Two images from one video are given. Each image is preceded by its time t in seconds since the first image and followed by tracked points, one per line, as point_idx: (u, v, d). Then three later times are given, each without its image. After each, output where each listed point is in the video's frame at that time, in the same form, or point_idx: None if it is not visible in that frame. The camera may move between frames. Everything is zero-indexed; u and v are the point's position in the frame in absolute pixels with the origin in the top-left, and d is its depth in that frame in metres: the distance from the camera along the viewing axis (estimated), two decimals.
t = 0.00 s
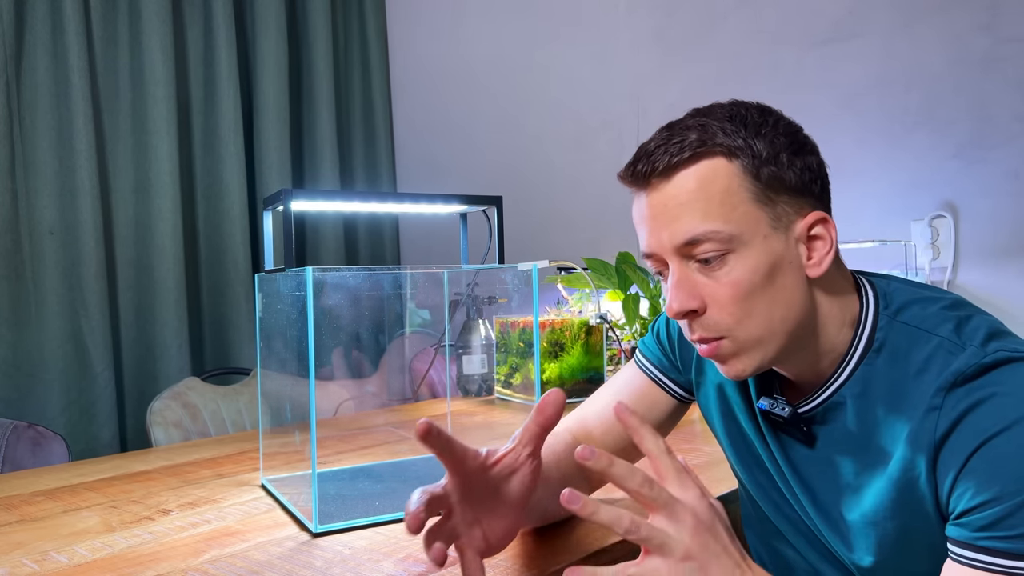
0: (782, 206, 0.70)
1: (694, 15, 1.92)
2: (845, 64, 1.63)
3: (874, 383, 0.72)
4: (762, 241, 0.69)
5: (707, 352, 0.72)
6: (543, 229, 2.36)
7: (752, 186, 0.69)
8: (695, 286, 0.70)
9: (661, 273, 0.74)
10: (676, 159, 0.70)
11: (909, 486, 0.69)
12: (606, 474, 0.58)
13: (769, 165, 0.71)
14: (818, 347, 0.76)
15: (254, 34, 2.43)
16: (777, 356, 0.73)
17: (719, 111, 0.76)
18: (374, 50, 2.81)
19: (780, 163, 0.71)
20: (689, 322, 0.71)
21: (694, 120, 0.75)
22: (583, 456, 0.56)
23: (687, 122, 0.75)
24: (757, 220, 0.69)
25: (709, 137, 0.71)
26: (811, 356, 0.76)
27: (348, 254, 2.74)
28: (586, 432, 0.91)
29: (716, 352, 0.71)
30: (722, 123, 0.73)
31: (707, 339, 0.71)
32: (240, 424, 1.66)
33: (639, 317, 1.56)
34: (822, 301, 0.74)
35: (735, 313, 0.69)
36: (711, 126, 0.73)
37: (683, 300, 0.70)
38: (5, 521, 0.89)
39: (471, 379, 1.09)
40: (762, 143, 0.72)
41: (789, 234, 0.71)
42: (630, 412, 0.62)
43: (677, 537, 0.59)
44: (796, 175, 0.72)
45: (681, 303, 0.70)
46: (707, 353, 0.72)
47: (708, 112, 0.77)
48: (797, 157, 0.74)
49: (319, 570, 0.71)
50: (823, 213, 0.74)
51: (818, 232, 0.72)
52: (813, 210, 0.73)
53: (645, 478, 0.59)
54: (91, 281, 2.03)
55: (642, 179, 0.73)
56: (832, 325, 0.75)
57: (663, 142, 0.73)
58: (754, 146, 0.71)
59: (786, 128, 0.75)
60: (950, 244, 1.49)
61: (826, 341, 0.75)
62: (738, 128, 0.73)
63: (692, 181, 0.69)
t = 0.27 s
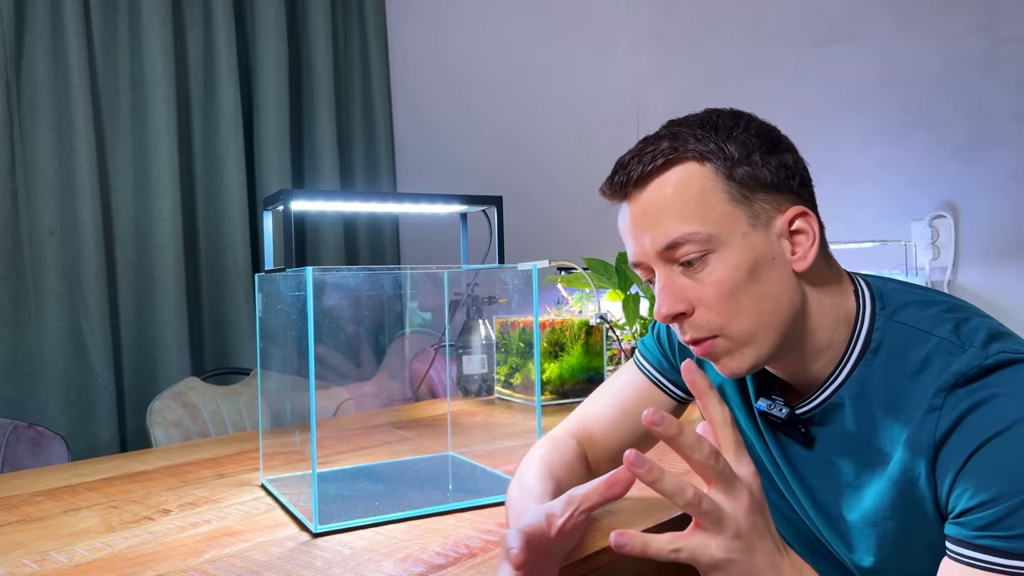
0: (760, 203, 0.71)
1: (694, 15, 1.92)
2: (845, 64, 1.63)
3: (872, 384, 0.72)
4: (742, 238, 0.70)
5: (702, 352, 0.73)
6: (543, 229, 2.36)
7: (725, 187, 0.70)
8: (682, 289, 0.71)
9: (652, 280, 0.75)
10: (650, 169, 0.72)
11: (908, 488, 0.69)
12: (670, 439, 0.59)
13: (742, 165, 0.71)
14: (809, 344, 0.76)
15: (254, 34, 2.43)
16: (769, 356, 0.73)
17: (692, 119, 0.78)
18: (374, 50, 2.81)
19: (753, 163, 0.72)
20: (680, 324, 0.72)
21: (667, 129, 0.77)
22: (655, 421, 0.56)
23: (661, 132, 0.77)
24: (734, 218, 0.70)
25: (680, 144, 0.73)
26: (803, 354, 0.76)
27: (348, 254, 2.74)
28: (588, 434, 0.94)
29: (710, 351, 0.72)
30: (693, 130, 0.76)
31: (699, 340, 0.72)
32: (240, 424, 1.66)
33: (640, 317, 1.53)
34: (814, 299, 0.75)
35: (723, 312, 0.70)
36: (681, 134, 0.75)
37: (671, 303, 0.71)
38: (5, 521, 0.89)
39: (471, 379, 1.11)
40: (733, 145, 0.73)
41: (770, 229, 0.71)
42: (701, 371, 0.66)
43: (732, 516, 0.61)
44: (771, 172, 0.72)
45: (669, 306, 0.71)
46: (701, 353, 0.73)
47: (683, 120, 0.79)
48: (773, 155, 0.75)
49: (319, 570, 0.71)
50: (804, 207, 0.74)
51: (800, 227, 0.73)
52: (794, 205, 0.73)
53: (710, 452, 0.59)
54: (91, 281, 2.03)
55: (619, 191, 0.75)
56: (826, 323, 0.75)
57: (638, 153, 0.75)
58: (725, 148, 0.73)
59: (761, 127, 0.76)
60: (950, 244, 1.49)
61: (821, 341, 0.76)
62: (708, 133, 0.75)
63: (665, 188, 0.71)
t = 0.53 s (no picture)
0: (755, 209, 0.71)
1: (694, 15, 1.92)
2: (845, 64, 1.63)
3: (875, 382, 0.72)
4: (733, 244, 0.70)
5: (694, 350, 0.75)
6: (543, 230, 2.36)
7: (719, 192, 0.70)
8: (673, 290, 0.72)
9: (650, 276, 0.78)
10: (645, 172, 0.73)
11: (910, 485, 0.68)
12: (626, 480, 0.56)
13: (740, 171, 0.71)
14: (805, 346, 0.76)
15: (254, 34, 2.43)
16: (762, 355, 0.75)
17: (696, 116, 0.77)
18: (375, 50, 2.81)
19: (752, 167, 0.71)
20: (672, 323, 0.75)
21: (670, 128, 0.76)
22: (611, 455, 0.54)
23: (663, 130, 0.76)
24: (726, 224, 0.70)
25: (678, 148, 0.73)
26: (796, 355, 0.77)
27: (348, 254, 2.74)
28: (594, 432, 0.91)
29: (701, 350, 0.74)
30: (694, 130, 0.74)
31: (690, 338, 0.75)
32: (240, 424, 1.66)
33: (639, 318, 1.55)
34: (812, 302, 0.75)
35: (711, 315, 0.71)
36: (682, 134, 0.74)
37: (662, 304, 0.73)
38: (5, 521, 0.89)
39: (471, 379, 1.10)
40: (733, 148, 0.72)
41: (764, 235, 0.71)
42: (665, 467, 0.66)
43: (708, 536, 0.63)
44: (770, 177, 0.71)
45: (660, 306, 0.73)
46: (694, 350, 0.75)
47: (687, 117, 0.77)
48: (777, 158, 0.73)
49: (319, 570, 0.71)
50: (803, 212, 0.73)
51: (798, 232, 0.72)
52: (793, 209, 0.72)
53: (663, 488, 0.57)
54: (91, 281, 2.03)
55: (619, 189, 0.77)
56: (824, 324, 0.75)
57: (637, 153, 0.75)
58: (724, 152, 0.72)
59: (768, 128, 0.74)
60: (950, 244, 1.49)
61: (821, 341, 0.76)
62: (709, 135, 0.73)
63: (659, 192, 0.72)
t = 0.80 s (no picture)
0: (765, 215, 0.71)
1: (694, 15, 1.92)
2: (845, 64, 1.63)
3: (882, 381, 0.71)
4: (742, 250, 0.70)
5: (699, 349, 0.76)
6: (543, 230, 2.36)
7: (729, 198, 0.70)
8: (680, 292, 0.73)
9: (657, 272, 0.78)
10: (657, 174, 0.72)
11: (913, 482, 0.68)
12: (549, 497, 0.65)
13: (752, 175, 0.71)
14: (812, 349, 0.76)
15: (254, 33, 2.43)
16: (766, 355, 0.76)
17: (708, 118, 0.76)
18: (375, 50, 2.81)
19: (764, 172, 0.71)
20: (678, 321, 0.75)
21: (682, 130, 0.76)
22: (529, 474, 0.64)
23: (674, 132, 0.76)
24: (735, 231, 0.70)
25: (689, 152, 0.73)
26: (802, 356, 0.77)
27: (348, 254, 2.75)
28: (591, 433, 0.91)
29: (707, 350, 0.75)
30: (707, 133, 0.74)
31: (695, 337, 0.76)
32: (240, 424, 1.66)
33: (640, 317, 1.53)
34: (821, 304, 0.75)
35: (718, 318, 0.72)
36: (694, 138, 0.74)
37: (669, 304, 0.74)
38: (5, 521, 0.89)
39: (471, 379, 1.12)
40: (745, 153, 0.72)
41: (773, 240, 0.71)
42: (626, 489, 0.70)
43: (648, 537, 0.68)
44: (782, 183, 0.71)
45: (668, 306, 0.74)
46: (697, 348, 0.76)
47: (697, 119, 0.77)
48: (789, 162, 0.73)
49: (319, 570, 0.71)
50: (813, 218, 0.73)
51: (808, 238, 0.72)
52: (804, 215, 0.72)
53: (583, 501, 0.65)
54: (91, 281, 2.03)
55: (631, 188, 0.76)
56: (832, 327, 0.75)
57: (647, 156, 0.75)
58: (736, 156, 0.72)
59: (780, 129, 0.74)
60: (950, 244, 1.49)
61: (834, 341, 0.76)
62: (721, 138, 0.73)
63: (669, 198, 0.72)
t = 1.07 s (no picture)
0: (800, 201, 0.71)
1: (694, 15, 1.92)
2: (845, 64, 1.63)
3: (880, 383, 0.72)
4: (792, 235, 0.69)
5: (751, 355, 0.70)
6: (544, 230, 2.36)
7: (772, 183, 0.69)
8: (734, 289, 0.68)
9: (690, 281, 0.72)
10: (701, 165, 0.69)
11: (909, 482, 0.68)
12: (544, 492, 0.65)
13: (783, 163, 0.71)
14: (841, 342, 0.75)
15: (254, 33, 2.43)
16: (809, 352, 0.73)
17: (723, 117, 0.77)
18: (375, 50, 2.82)
19: (790, 161, 0.72)
20: (730, 327, 0.69)
21: (704, 126, 0.75)
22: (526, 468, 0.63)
23: (698, 129, 0.75)
24: (783, 215, 0.69)
25: (726, 140, 0.71)
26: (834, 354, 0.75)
27: (348, 254, 2.75)
28: (592, 436, 0.91)
29: (761, 354, 0.70)
30: (731, 126, 0.74)
31: (749, 342, 0.70)
32: (240, 424, 1.66)
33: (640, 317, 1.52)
34: (836, 298, 0.75)
35: (776, 310, 0.68)
36: (724, 130, 0.73)
37: (726, 303, 0.68)
38: (5, 521, 0.89)
39: (471, 379, 1.11)
40: (772, 143, 0.72)
41: (809, 227, 0.71)
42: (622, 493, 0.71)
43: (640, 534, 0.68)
44: (804, 172, 0.73)
45: (723, 306, 0.68)
46: (751, 355, 0.70)
47: (713, 117, 0.77)
48: (802, 156, 0.75)
49: (319, 570, 0.71)
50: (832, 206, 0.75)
51: (830, 224, 0.73)
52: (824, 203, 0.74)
53: (577, 497, 0.65)
54: (91, 280, 2.03)
55: (666, 188, 0.71)
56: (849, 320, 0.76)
57: (679, 151, 0.72)
58: (767, 145, 0.72)
59: (788, 130, 0.76)
60: (950, 244, 1.49)
61: (853, 339, 0.75)
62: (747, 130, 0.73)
63: (720, 186, 0.68)
